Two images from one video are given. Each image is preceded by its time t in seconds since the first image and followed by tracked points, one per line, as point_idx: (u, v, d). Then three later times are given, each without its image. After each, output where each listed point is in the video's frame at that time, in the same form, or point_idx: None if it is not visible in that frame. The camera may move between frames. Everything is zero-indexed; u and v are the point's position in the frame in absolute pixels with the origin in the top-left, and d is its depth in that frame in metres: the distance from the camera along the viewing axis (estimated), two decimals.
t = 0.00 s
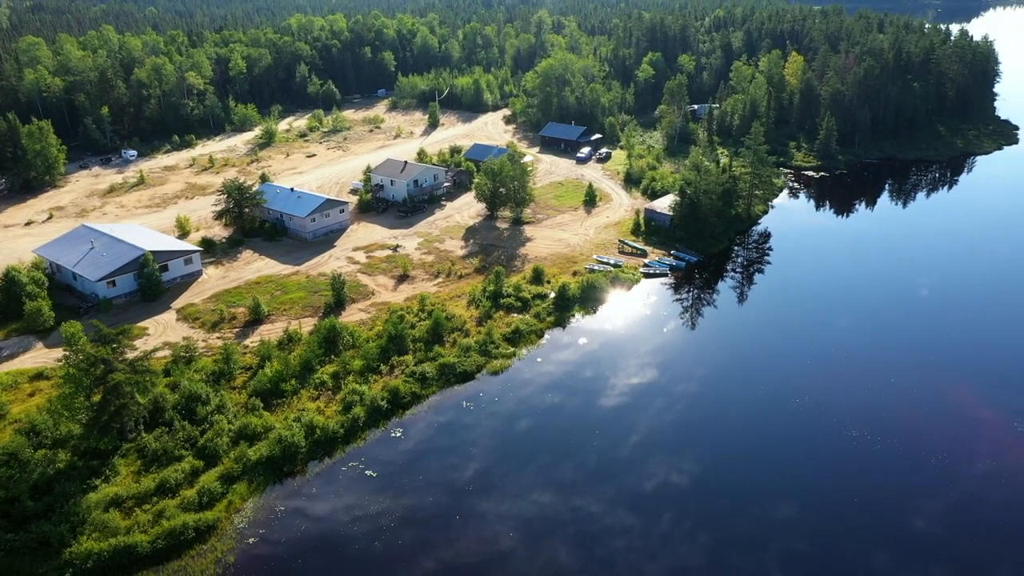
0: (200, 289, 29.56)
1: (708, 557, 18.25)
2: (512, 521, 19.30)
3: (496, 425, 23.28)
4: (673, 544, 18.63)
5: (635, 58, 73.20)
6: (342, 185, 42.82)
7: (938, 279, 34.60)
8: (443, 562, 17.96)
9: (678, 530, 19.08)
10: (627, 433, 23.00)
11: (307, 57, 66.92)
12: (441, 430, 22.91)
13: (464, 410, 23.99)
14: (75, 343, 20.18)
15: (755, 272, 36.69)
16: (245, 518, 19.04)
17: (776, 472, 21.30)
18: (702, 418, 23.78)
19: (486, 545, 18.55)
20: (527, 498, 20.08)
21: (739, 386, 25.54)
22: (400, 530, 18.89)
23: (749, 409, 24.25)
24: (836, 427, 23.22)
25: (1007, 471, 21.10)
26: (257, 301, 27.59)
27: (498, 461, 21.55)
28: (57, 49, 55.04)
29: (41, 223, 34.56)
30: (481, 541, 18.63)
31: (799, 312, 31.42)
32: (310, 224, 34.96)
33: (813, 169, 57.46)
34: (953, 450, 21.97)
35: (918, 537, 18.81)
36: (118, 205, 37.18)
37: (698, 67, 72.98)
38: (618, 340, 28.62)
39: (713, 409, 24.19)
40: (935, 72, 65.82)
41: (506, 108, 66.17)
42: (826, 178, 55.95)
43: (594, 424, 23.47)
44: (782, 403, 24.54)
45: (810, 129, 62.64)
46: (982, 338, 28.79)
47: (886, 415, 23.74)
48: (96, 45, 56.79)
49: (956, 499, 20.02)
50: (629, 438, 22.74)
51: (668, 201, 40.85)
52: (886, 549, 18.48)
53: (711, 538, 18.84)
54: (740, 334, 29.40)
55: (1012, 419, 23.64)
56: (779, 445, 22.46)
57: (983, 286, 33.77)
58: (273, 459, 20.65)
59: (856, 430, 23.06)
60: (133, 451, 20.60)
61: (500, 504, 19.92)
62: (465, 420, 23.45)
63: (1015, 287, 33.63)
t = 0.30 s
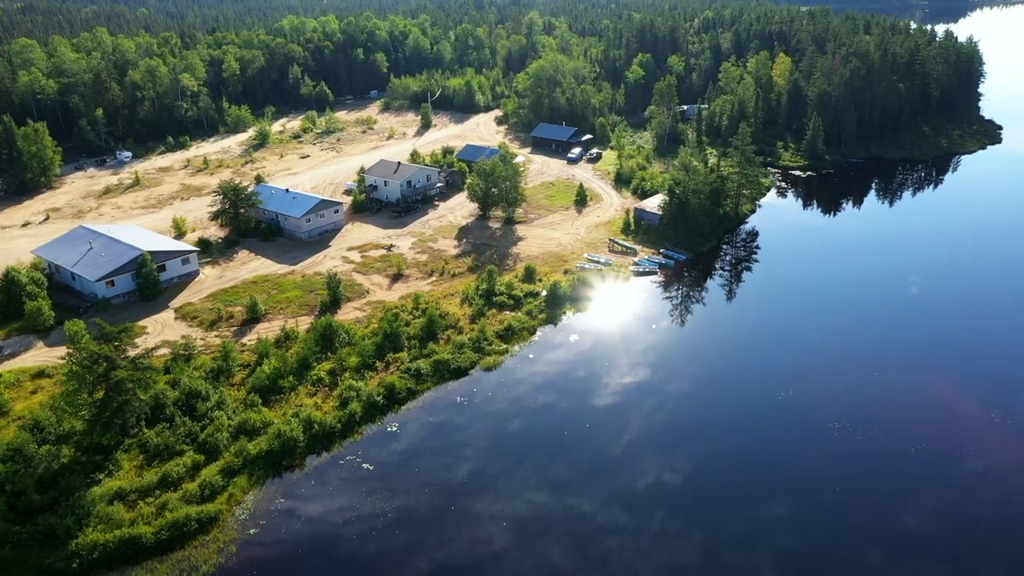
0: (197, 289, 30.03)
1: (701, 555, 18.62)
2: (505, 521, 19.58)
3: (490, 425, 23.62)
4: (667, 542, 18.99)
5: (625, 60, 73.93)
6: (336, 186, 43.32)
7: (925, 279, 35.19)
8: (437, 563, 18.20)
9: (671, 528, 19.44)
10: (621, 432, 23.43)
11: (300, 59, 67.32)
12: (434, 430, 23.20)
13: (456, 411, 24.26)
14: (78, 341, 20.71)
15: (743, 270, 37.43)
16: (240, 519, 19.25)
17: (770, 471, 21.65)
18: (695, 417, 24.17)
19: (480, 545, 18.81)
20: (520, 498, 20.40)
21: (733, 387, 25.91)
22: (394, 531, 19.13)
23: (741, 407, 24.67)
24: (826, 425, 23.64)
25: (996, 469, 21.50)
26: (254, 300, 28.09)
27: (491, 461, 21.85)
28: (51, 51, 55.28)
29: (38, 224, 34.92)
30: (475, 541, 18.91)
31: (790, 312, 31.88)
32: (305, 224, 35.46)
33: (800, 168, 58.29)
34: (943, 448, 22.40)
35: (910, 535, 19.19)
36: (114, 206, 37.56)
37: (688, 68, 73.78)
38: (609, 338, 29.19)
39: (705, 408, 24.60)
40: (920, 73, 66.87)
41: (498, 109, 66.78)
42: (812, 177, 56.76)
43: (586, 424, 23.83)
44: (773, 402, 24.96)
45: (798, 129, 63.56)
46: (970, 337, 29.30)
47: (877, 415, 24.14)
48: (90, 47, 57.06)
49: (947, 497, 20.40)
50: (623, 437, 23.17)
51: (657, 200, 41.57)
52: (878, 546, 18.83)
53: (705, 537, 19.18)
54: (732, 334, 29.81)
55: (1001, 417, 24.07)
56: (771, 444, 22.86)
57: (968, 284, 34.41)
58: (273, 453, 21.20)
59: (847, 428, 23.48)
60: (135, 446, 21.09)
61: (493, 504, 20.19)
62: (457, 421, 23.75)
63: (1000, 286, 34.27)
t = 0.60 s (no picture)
0: (195, 288, 30.54)
1: (694, 552, 19.03)
2: (498, 520, 20.00)
3: (482, 424, 24.05)
4: (660, 540, 19.42)
5: (615, 61, 74.70)
6: (330, 186, 43.86)
7: (912, 278, 35.78)
8: (430, 562, 18.59)
9: (665, 526, 19.87)
10: (613, 432, 23.87)
11: (292, 60, 67.70)
12: (427, 430, 23.60)
13: (450, 411, 24.65)
14: (82, 338, 21.29)
15: (731, 268, 38.24)
16: (234, 520, 19.55)
17: (762, 470, 22.02)
18: (687, 417, 24.56)
19: (473, 544, 19.22)
20: (514, 498, 20.80)
21: (724, 386, 26.30)
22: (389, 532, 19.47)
23: (733, 407, 25.06)
24: (818, 424, 24.04)
25: (985, 465, 21.90)
26: (251, 299, 28.62)
27: (484, 462, 22.24)
28: (44, 53, 55.53)
29: (35, 225, 35.30)
30: (469, 541, 19.29)
31: (780, 312, 32.37)
32: (300, 224, 35.99)
33: (786, 168, 59.17)
34: (933, 445, 22.79)
35: (901, 531, 19.57)
36: (110, 207, 37.95)
37: (677, 69, 74.62)
38: (601, 336, 29.76)
39: (698, 408, 24.98)
40: (904, 73, 67.79)
41: (490, 109, 67.43)
42: (799, 177, 57.66)
43: (578, 424, 24.27)
44: (765, 401, 25.36)
45: (785, 129, 64.55)
46: (958, 334, 29.80)
47: (867, 413, 24.54)
48: (83, 49, 57.35)
49: (938, 494, 20.79)
50: (615, 437, 23.61)
51: (646, 199, 42.33)
52: (870, 543, 19.20)
53: (696, 534, 19.64)
54: (723, 334, 30.27)
55: (988, 412, 24.50)
56: (763, 443, 23.24)
57: (952, 283, 35.07)
58: (272, 447, 21.79)
59: (838, 427, 23.88)
60: (137, 441, 21.62)
61: (487, 504, 20.62)
62: (450, 420, 24.16)
63: (985, 283, 34.94)
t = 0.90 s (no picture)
0: (192, 287, 31.08)
1: (686, 550, 19.32)
2: (491, 520, 20.25)
3: (475, 424, 24.37)
4: (652, 538, 19.69)
5: (604, 62, 75.51)
6: (323, 187, 44.42)
7: (900, 277, 36.36)
8: (423, 563, 18.83)
9: (657, 525, 20.16)
10: (606, 431, 24.22)
11: (285, 62, 68.08)
12: (420, 430, 23.91)
13: (443, 411, 24.97)
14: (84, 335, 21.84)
15: (719, 266, 39.07)
16: (225, 523, 19.69)
17: (755, 469, 22.37)
18: (680, 417, 24.86)
19: (466, 544, 19.45)
20: (507, 498, 21.08)
21: (717, 386, 26.64)
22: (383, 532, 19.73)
23: (726, 407, 25.36)
24: (809, 424, 24.37)
25: (975, 462, 22.25)
26: (248, 297, 29.18)
27: (475, 462, 22.51)
28: (38, 55, 55.84)
29: (32, 226, 35.69)
30: (462, 541, 19.52)
31: (771, 311, 32.81)
32: (295, 224, 36.55)
33: (773, 167, 60.08)
34: (923, 444, 23.16)
35: (892, 529, 19.89)
36: (106, 208, 38.36)
37: (665, 70, 75.50)
38: (592, 335, 30.31)
39: (691, 408, 25.29)
40: (889, 74, 68.56)
41: (481, 110, 68.10)
42: (785, 176, 58.60)
43: (570, 424, 24.61)
44: (757, 401, 25.67)
45: (771, 129, 65.55)
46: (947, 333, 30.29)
47: (858, 411, 24.92)
48: (77, 51, 57.70)
49: (929, 492, 21.11)
50: (607, 437, 23.95)
51: (635, 199, 43.12)
52: (861, 541, 19.51)
53: (688, 532, 19.92)
54: (715, 333, 30.65)
55: (977, 409, 24.93)
56: (756, 443, 23.53)
57: (940, 281, 35.66)
58: (271, 440, 22.42)
59: (829, 426, 24.20)
60: (139, 435, 22.17)
61: (480, 504, 20.86)
62: (442, 420, 24.47)
63: (972, 282, 35.57)
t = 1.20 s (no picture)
0: (188, 285, 31.64)
1: (676, 548, 19.66)
2: (482, 520, 20.56)
3: (466, 424, 24.66)
4: (643, 538, 20.01)
5: (593, 62, 76.34)
6: (316, 187, 44.99)
7: (887, 276, 37.03)
8: (414, 564, 19.10)
9: (648, 524, 20.51)
10: (596, 431, 24.63)
11: (276, 63, 68.48)
12: (411, 430, 24.24)
13: (434, 411, 25.32)
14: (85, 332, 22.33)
15: (705, 263, 39.96)
16: (214, 526, 19.88)
17: (748, 468, 22.76)
18: (671, 417, 25.27)
19: (457, 544, 19.74)
20: (499, 498, 21.41)
21: (709, 387, 27.06)
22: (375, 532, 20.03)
23: (716, 408, 25.77)
24: (798, 424, 24.81)
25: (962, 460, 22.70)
26: (244, 295, 29.79)
27: (466, 463, 22.84)
28: (30, 57, 56.14)
29: (27, 227, 36.08)
30: (454, 542, 19.82)
31: (761, 311, 33.36)
32: (289, 224, 37.12)
33: (758, 167, 61.11)
34: (912, 441, 23.61)
35: (880, 526, 20.28)
36: (101, 208, 38.78)
37: (653, 70, 76.45)
38: (582, 334, 30.89)
39: (682, 408, 25.70)
40: (872, 74, 69.87)
41: (471, 110, 68.80)
42: (770, 175, 59.65)
43: (561, 423, 25.00)
44: (747, 401, 26.09)
45: (757, 128, 66.65)
46: (934, 331, 30.90)
47: (848, 410, 25.39)
48: (69, 53, 58.01)
49: (917, 489, 21.53)
50: (598, 436, 24.35)
51: (622, 197, 43.96)
52: (849, 539, 19.91)
53: (678, 530, 20.27)
54: (706, 334, 31.12)
55: (964, 406, 25.49)
56: (746, 442, 23.94)
57: (925, 280, 36.40)
58: (269, 433, 23.11)
59: (819, 426, 24.65)
60: (140, 429, 22.74)
61: (471, 504, 21.16)
62: (433, 420, 24.81)
63: (957, 280, 36.32)
